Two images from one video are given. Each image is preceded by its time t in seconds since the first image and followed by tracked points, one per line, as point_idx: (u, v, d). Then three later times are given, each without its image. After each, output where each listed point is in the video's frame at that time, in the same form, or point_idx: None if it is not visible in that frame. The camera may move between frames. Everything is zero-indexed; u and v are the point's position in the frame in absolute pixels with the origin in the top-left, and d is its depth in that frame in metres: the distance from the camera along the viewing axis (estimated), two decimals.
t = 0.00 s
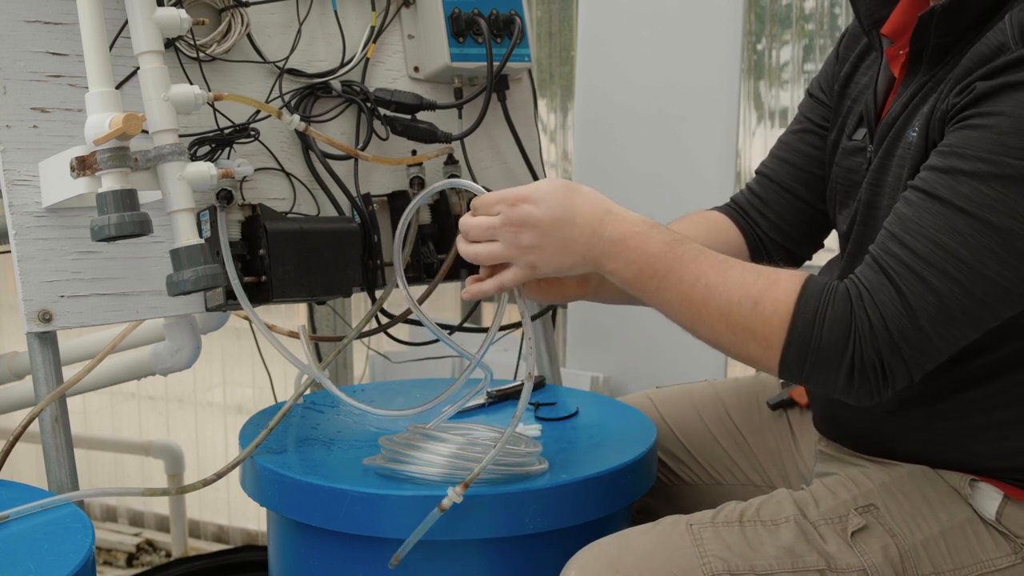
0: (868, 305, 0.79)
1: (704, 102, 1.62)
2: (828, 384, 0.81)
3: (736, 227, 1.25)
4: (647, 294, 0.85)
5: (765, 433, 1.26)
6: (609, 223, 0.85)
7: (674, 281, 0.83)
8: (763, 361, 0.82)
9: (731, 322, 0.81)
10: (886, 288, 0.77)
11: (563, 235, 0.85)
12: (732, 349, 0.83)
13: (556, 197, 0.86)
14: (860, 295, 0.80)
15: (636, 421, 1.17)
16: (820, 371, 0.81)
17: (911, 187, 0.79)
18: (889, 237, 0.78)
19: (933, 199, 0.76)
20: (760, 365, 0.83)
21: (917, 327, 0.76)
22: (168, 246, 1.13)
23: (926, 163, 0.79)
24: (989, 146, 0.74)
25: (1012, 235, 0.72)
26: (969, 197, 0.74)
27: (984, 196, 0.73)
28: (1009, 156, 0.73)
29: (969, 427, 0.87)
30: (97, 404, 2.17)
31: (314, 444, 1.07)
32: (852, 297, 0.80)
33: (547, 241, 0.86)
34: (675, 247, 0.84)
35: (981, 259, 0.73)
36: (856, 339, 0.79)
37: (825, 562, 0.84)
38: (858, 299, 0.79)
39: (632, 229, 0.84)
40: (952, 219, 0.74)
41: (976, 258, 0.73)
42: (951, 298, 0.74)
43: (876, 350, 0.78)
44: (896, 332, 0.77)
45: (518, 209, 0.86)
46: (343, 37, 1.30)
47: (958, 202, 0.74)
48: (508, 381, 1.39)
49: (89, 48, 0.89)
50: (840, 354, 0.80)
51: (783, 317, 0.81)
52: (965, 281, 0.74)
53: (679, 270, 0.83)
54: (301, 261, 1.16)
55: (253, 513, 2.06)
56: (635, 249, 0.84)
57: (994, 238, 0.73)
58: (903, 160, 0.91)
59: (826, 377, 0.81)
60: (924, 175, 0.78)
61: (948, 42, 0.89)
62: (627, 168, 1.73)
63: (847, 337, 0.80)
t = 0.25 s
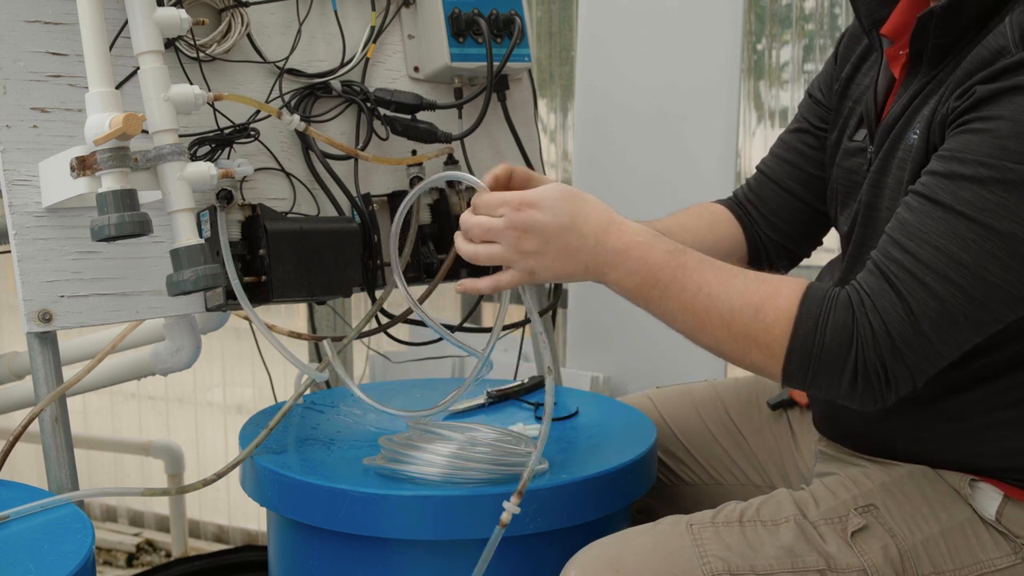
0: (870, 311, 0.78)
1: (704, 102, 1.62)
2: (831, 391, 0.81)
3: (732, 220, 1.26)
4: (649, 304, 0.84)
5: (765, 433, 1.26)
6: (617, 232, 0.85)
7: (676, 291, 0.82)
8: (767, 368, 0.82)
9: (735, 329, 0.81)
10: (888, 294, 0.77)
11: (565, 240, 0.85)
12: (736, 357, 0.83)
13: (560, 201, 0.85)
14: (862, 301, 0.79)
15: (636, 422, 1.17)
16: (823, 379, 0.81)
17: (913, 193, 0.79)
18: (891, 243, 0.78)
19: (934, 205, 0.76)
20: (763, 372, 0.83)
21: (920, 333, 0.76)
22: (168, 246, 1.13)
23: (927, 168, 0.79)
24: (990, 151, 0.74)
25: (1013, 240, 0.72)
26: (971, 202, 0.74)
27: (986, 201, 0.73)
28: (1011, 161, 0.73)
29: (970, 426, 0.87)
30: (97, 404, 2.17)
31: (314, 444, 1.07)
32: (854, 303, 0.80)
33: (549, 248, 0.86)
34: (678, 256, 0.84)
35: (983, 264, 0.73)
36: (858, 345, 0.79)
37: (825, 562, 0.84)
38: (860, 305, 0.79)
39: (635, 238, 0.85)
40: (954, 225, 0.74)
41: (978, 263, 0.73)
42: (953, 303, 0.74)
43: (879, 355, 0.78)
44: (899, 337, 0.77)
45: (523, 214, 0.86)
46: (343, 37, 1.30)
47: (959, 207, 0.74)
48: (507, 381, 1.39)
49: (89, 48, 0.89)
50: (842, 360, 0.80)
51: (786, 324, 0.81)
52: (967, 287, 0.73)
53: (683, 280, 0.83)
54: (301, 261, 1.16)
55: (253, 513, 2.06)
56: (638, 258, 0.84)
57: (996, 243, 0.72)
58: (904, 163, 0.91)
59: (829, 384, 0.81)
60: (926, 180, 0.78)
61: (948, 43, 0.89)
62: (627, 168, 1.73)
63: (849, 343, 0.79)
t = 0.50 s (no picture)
0: (871, 313, 0.78)
1: (704, 102, 1.62)
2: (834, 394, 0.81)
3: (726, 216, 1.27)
4: (650, 305, 0.84)
5: (765, 433, 1.26)
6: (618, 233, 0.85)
7: (677, 292, 0.82)
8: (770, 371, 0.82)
9: (735, 330, 0.81)
10: (889, 296, 0.77)
11: (566, 244, 0.85)
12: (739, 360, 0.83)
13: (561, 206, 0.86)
14: (862, 303, 0.79)
15: (636, 421, 1.17)
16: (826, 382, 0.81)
17: (913, 194, 0.79)
18: (892, 245, 0.78)
19: (935, 206, 0.76)
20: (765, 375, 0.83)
21: (920, 335, 0.76)
22: (168, 246, 1.13)
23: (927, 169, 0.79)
24: (991, 153, 0.74)
25: (1014, 242, 0.72)
26: (972, 204, 0.74)
27: (987, 203, 0.73)
28: (1012, 163, 0.73)
29: (970, 426, 0.87)
30: (97, 404, 2.17)
31: (314, 444, 1.07)
32: (854, 304, 0.80)
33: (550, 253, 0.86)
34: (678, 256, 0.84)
35: (984, 267, 0.73)
36: (858, 347, 0.79)
37: (825, 562, 0.84)
38: (861, 306, 0.79)
39: (635, 241, 0.84)
40: (954, 227, 0.74)
41: (979, 266, 0.73)
42: (954, 305, 0.74)
43: (879, 357, 0.78)
44: (899, 340, 0.77)
45: (523, 216, 0.86)
46: (343, 37, 1.30)
47: (960, 208, 0.74)
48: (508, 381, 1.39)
49: (89, 48, 0.89)
50: (843, 361, 0.80)
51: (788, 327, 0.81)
52: (968, 289, 0.74)
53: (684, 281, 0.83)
54: (301, 261, 1.16)
55: (253, 513, 2.06)
56: (638, 260, 0.83)
57: (997, 245, 0.73)
58: (905, 163, 0.91)
59: (831, 387, 0.81)
60: (926, 181, 0.78)
61: (951, 43, 0.89)
62: (627, 168, 1.73)
63: (850, 346, 0.79)
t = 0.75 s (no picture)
0: (871, 312, 0.78)
1: (704, 102, 1.62)
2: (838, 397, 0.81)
3: (726, 217, 1.27)
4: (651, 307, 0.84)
5: (765, 432, 1.26)
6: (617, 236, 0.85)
7: (678, 294, 0.82)
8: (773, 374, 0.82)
9: (735, 332, 0.81)
10: (889, 296, 0.77)
11: (566, 247, 0.86)
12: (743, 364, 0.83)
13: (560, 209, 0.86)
14: (863, 303, 0.79)
15: (636, 421, 1.17)
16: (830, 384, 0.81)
17: (913, 194, 0.79)
18: (893, 245, 0.78)
19: (935, 206, 0.76)
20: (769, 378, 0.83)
21: (921, 335, 0.76)
22: (168, 246, 1.13)
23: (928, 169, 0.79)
24: (992, 152, 0.74)
25: (1014, 242, 0.72)
26: (972, 204, 0.74)
27: (987, 203, 0.73)
28: (1012, 162, 0.73)
29: (970, 426, 0.87)
30: (97, 404, 2.17)
31: (314, 444, 1.07)
32: (855, 304, 0.80)
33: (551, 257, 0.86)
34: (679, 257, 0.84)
35: (985, 266, 0.73)
36: (859, 347, 0.79)
37: (825, 562, 0.84)
38: (861, 306, 0.79)
39: (634, 244, 0.84)
40: (954, 226, 0.74)
41: (979, 265, 0.73)
42: (955, 305, 0.74)
43: (880, 357, 0.78)
44: (900, 339, 0.77)
45: (523, 219, 0.86)
46: (343, 37, 1.30)
47: (960, 208, 0.74)
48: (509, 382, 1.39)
49: (89, 48, 0.89)
50: (844, 361, 0.80)
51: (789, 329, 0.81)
52: (968, 289, 0.73)
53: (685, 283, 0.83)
54: (301, 261, 1.16)
55: (253, 513, 2.06)
56: (638, 263, 0.84)
57: (997, 245, 0.72)
58: (906, 162, 0.91)
59: (833, 389, 0.81)
60: (927, 181, 0.78)
61: (951, 42, 0.89)
62: (627, 168, 1.73)
63: (850, 346, 0.79)
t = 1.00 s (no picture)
0: (870, 313, 0.78)
1: (704, 102, 1.62)
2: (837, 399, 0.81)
3: (726, 217, 1.28)
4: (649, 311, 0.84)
5: (765, 433, 1.26)
6: (612, 241, 0.85)
7: (675, 297, 0.82)
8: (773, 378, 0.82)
9: (735, 334, 0.81)
10: (889, 297, 0.77)
11: (562, 253, 0.86)
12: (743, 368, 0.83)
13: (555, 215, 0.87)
14: (862, 304, 0.79)
15: (636, 421, 1.17)
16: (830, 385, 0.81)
17: (912, 195, 0.79)
18: (891, 246, 0.78)
19: (935, 207, 0.76)
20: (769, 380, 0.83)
21: (920, 335, 0.76)
22: (168, 246, 1.13)
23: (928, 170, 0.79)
24: (991, 154, 0.74)
25: (1014, 243, 0.72)
26: (971, 205, 0.74)
27: (987, 205, 0.73)
28: (1012, 163, 0.73)
29: (970, 427, 0.87)
30: (97, 404, 2.17)
31: (314, 444, 1.07)
32: (854, 305, 0.80)
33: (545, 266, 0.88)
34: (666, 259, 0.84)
35: (984, 268, 0.73)
36: (858, 347, 0.79)
37: (825, 562, 0.84)
38: (860, 307, 0.79)
39: (629, 248, 0.84)
40: (953, 227, 0.74)
41: (979, 267, 0.73)
42: (954, 306, 0.74)
43: (879, 358, 0.78)
44: (899, 340, 0.77)
45: (517, 225, 0.88)
46: (343, 37, 1.30)
47: (959, 210, 0.74)
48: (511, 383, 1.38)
49: (89, 48, 0.89)
50: (843, 363, 0.80)
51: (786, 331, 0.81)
52: (968, 290, 0.73)
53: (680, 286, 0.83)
54: (301, 261, 1.16)
55: (253, 513, 2.06)
56: (633, 267, 0.84)
57: (997, 246, 0.72)
58: (905, 163, 0.91)
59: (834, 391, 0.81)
60: (925, 182, 0.78)
61: (951, 43, 0.89)
62: (627, 168, 1.73)
63: (849, 347, 0.79)
